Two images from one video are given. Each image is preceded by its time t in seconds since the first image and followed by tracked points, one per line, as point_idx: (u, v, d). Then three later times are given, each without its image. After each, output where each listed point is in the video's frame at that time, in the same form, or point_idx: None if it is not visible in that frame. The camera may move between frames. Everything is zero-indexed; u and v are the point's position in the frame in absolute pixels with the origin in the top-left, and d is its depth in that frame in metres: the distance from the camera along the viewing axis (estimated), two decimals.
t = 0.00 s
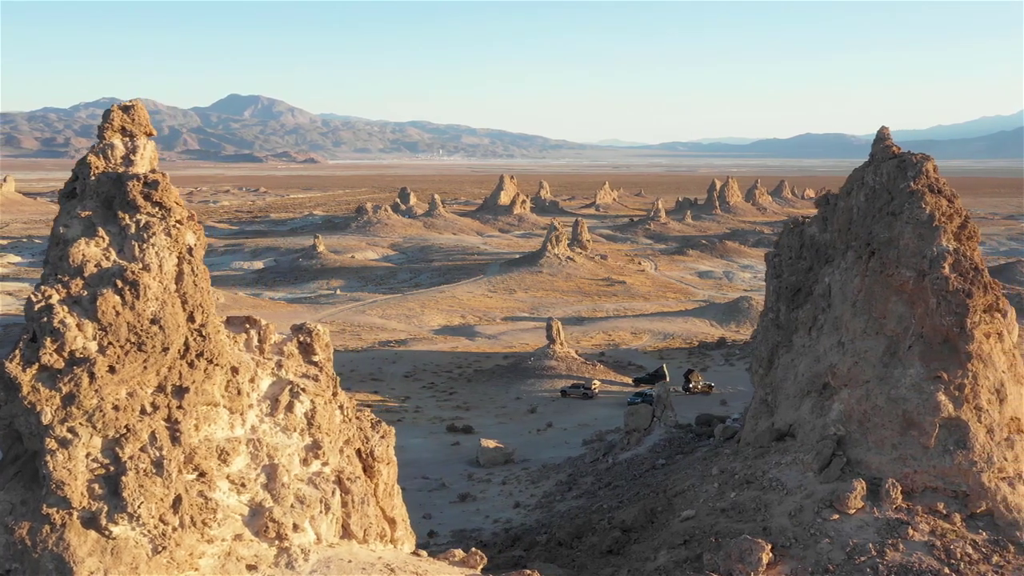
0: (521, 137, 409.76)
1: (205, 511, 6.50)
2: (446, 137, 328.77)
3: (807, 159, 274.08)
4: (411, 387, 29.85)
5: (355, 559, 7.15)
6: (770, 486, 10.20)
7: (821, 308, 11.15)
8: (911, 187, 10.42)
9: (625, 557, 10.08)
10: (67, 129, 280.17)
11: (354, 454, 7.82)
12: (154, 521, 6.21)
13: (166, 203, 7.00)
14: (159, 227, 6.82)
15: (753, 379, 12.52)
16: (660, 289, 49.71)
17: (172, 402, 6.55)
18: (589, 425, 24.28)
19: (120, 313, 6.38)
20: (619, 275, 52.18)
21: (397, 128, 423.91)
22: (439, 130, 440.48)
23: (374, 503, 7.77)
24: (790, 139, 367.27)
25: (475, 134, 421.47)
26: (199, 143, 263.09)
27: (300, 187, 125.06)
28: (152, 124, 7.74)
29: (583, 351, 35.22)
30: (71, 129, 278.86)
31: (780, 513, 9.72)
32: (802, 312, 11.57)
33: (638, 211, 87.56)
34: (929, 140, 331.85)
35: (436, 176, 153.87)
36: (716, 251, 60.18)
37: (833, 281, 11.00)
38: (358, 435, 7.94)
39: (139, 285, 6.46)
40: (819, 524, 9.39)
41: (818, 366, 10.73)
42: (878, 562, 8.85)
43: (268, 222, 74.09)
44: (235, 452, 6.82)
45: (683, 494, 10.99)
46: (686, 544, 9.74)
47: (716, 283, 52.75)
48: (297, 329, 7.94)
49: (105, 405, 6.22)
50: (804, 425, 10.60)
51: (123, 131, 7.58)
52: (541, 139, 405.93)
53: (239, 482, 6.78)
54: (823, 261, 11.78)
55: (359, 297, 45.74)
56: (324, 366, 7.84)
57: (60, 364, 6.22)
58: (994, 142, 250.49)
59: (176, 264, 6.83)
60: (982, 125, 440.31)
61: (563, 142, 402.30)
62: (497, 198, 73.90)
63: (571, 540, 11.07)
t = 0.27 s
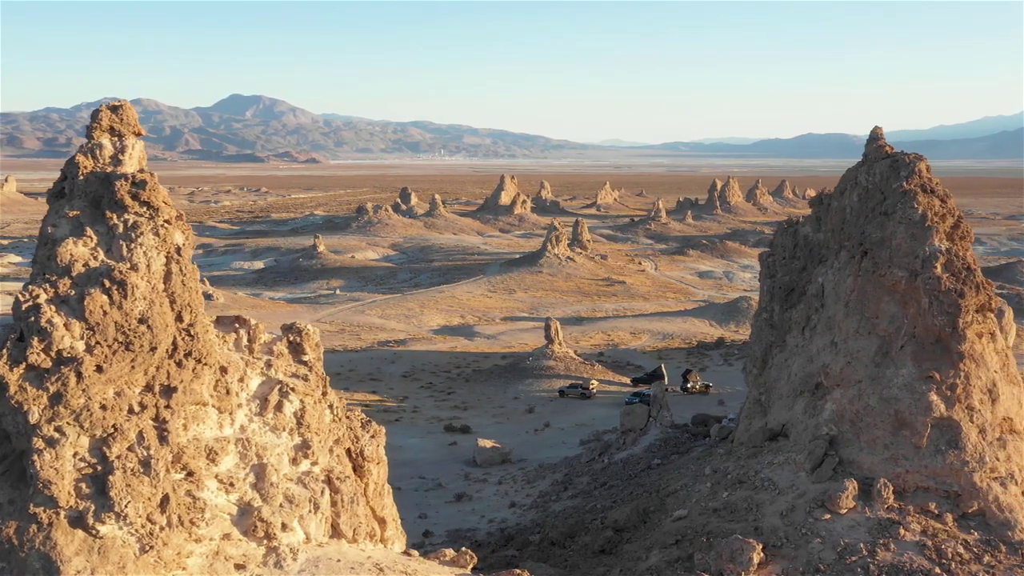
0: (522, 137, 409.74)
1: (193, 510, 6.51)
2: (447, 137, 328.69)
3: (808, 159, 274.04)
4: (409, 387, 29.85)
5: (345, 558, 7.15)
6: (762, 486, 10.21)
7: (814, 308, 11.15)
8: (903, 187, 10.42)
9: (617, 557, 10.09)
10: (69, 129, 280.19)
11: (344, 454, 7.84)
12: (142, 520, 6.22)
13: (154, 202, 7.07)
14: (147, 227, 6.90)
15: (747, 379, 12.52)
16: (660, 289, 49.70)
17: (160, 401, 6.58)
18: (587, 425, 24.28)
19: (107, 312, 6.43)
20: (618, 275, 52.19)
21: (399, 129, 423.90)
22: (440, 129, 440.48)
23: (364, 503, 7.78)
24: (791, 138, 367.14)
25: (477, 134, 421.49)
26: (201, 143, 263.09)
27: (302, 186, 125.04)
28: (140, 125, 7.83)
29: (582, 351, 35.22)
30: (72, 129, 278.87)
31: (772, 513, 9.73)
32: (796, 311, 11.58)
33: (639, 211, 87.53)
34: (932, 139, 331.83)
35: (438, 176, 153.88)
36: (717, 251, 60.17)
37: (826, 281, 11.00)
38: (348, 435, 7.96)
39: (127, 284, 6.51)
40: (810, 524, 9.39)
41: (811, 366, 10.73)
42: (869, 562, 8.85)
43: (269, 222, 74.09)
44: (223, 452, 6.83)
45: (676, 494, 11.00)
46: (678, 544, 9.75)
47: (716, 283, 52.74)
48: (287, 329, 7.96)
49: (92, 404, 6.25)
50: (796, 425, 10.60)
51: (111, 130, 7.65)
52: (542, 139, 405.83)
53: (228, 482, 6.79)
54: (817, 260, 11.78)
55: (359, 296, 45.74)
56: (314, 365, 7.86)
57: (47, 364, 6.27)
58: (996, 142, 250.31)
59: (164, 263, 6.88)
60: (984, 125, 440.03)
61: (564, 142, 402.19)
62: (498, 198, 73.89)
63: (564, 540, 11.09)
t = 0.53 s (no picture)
0: (524, 137, 409.78)
1: (182, 510, 6.52)
2: (449, 137, 328.69)
3: (810, 159, 274.01)
4: (408, 387, 29.85)
5: (336, 558, 7.15)
6: (756, 486, 10.22)
7: (809, 308, 11.15)
8: (897, 187, 10.42)
9: (610, 557, 10.10)
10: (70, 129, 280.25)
11: (335, 454, 7.85)
12: (131, 520, 6.23)
13: (144, 202, 7.11)
14: (137, 227, 6.93)
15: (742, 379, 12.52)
16: (660, 289, 49.71)
17: (150, 401, 6.60)
18: (585, 426, 24.28)
19: (97, 312, 6.47)
20: (619, 275, 52.19)
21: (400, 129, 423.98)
22: (441, 129, 440.52)
23: (356, 502, 7.79)
24: (793, 139, 367.06)
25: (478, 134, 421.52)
26: (202, 143, 263.13)
27: (304, 186, 125.05)
28: (130, 124, 7.86)
29: (581, 351, 35.23)
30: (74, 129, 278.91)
31: (765, 513, 9.73)
32: (791, 311, 11.58)
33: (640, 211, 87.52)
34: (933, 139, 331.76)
35: (439, 176, 153.90)
36: (717, 251, 60.18)
37: (820, 281, 11.00)
38: (339, 435, 7.97)
39: (116, 284, 6.54)
40: (803, 524, 9.39)
41: (805, 365, 10.73)
42: (861, 562, 8.85)
43: (271, 222, 74.12)
44: (214, 452, 6.84)
45: (670, 494, 11.02)
46: (671, 544, 9.75)
47: (716, 283, 52.75)
48: (279, 329, 7.98)
49: (81, 404, 6.28)
50: (791, 425, 10.60)
51: (101, 130, 7.67)
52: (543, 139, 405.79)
53: (218, 482, 6.80)
54: (811, 260, 11.79)
55: (359, 297, 45.75)
56: (305, 365, 7.88)
57: (37, 364, 6.31)
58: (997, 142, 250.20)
59: (154, 263, 6.92)
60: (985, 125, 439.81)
61: (566, 142, 402.16)
62: (499, 198, 73.89)
63: (558, 540, 11.09)
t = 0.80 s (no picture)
0: (525, 137, 409.72)
1: (172, 509, 6.53)
2: (450, 137, 328.64)
3: (811, 159, 273.88)
4: (406, 387, 29.85)
5: (326, 558, 7.15)
6: (749, 486, 10.22)
7: (803, 308, 11.15)
8: (890, 187, 10.42)
9: (603, 556, 10.12)
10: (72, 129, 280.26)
11: (327, 453, 7.86)
12: (120, 519, 6.24)
13: (133, 201, 7.12)
14: (127, 227, 6.95)
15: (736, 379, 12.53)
16: (660, 289, 49.70)
17: (139, 401, 6.63)
18: (583, 425, 24.27)
19: (86, 312, 6.49)
20: (619, 275, 52.17)
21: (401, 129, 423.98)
22: (442, 129, 440.45)
23: (347, 502, 7.79)
24: (794, 138, 366.89)
25: (479, 134, 421.47)
26: (203, 143, 263.10)
27: (305, 186, 124.99)
28: (121, 124, 7.86)
29: (580, 351, 35.24)
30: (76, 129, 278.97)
31: (758, 513, 9.74)
32: (785, 311, 11.58)
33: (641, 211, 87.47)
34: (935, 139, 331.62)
35: (441, 176, 153.86)
36: (718, 251, 60.16)
37: (814, 281, 11.00)
38: (330, 435, 7.99)
39: (105, 283, 6.57)
40: (796, 524, 9.39)
41: (799, 365, 10.73)
42: (853, 562, 8.85)
43: (272, 222, 74.15)
44: (204, 451, 6.85)
45: (664, 494, 11.02)
46: (664, 544, 9.76)
47: (716, 283, 52.72)
48: (270, 329, 8.00)
49: (70, 404, 6.31)
50: (784, 425, 10.60)
51: (91, 130, 7.68)
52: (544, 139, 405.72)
53: (208, 481, 6.81)
54: (805, 261, 11.80)
55: (359, 296, 45.75)
56: (296, 365, 7.89)
57: (26, 363, 6.34)
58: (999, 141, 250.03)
59: (144, 263, 6.94)
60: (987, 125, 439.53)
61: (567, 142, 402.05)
62: (499, 198, 73.87)
63: (552, 540, 11.11)
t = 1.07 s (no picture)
0: (526, 137, 409.66)
1: (159, 508, 6.55)
2: (451, 137, 328.62)
3: (812, 159, 273.82)
4: (404, 387, 29.85)
5: (314, 557, 7.16)
6: (740, 485, 10.23)
7: (795, 308, 11.15)
8: (882, 187, 10.42)
9: (595, 556, 10.14)
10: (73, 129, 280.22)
11: (316, 453, 7.87)
12: (107, 519, 6.25)
13: (120, 201, 7.15)
14: (114, 227, 6.98)
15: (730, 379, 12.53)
16: (660, 289, 49.69)
17: (126, 400, 6.65)
18: (579, 425, 24.27)
19: (73, 311, 6.52)
20: (619, 275, 52.17)
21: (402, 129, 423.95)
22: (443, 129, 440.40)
23: (336, 501, 7.81)
24: (795, 138, 366.80)
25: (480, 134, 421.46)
26: (204, 143, 263.02)
27: (306, 187, 124.92)
28: (109, 124, 7.89)
29: (579, 351, 35.23)
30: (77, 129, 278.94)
31: (749, 513, 9.75)
32: (778, 311, 11.59)
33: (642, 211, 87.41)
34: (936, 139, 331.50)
35: (442, 176, 153.81)
36: (718, 252, 60.15)
37: (806, 280, 11.00)
38: (320, 434, 8.00)
39: (92, 283, 6.60)
40: (786, 523, 9.41)
41: (791, 365, 10.73)
42: (844, 562, 8.86)
43: (272, 222, 74.15)
44: (191, 450, 6.87)
45: (656, 494, 11.05)
46: (655, 543, 9.78)
47: (716, 283, 52.71)
48: (260, 328, 8.02)
49: (56, 403, 6.32)
50: (776, 424, 10.60)
51: (79, 129, 7.70)
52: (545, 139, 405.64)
53: (196, 480, 6.82)
54: (799, 260, 11.80)
55: (358, 296, 45.75)
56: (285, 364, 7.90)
57: (13, 362, 6.34)
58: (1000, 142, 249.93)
59: (132, 262, 6.97)
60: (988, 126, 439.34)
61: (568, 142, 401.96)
62: (500, 198, 73.84)
63: (544, 539, 11.12)
